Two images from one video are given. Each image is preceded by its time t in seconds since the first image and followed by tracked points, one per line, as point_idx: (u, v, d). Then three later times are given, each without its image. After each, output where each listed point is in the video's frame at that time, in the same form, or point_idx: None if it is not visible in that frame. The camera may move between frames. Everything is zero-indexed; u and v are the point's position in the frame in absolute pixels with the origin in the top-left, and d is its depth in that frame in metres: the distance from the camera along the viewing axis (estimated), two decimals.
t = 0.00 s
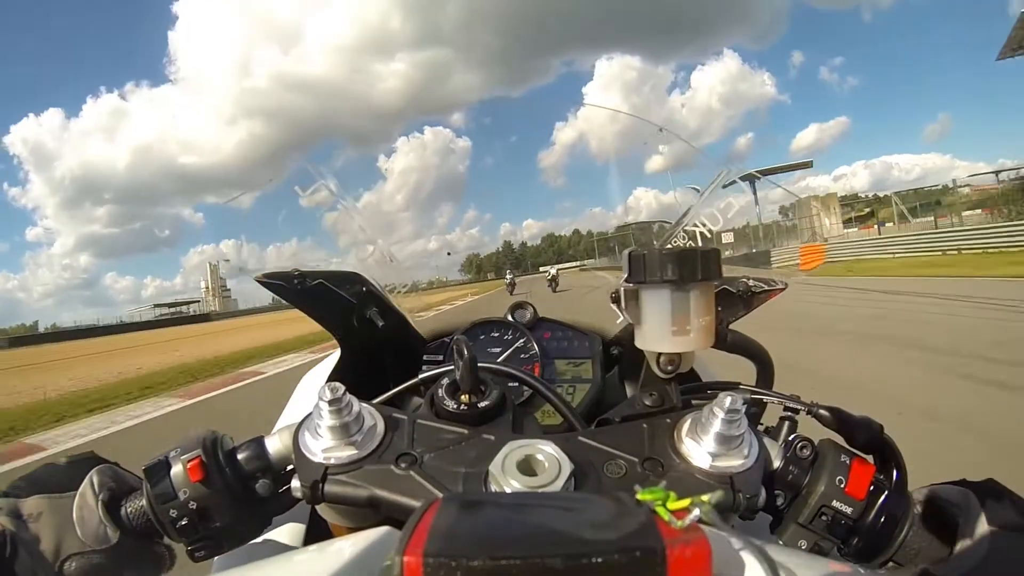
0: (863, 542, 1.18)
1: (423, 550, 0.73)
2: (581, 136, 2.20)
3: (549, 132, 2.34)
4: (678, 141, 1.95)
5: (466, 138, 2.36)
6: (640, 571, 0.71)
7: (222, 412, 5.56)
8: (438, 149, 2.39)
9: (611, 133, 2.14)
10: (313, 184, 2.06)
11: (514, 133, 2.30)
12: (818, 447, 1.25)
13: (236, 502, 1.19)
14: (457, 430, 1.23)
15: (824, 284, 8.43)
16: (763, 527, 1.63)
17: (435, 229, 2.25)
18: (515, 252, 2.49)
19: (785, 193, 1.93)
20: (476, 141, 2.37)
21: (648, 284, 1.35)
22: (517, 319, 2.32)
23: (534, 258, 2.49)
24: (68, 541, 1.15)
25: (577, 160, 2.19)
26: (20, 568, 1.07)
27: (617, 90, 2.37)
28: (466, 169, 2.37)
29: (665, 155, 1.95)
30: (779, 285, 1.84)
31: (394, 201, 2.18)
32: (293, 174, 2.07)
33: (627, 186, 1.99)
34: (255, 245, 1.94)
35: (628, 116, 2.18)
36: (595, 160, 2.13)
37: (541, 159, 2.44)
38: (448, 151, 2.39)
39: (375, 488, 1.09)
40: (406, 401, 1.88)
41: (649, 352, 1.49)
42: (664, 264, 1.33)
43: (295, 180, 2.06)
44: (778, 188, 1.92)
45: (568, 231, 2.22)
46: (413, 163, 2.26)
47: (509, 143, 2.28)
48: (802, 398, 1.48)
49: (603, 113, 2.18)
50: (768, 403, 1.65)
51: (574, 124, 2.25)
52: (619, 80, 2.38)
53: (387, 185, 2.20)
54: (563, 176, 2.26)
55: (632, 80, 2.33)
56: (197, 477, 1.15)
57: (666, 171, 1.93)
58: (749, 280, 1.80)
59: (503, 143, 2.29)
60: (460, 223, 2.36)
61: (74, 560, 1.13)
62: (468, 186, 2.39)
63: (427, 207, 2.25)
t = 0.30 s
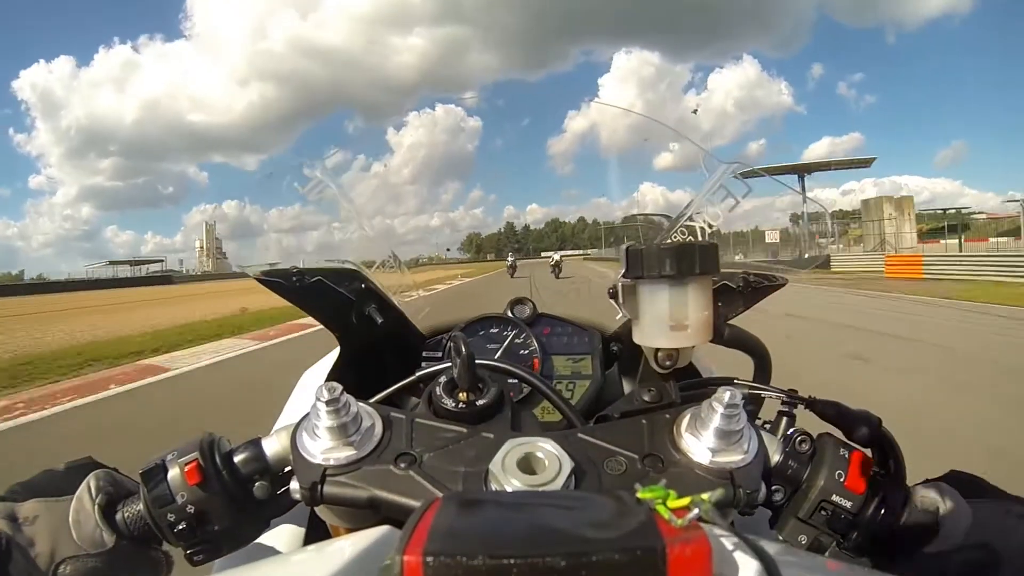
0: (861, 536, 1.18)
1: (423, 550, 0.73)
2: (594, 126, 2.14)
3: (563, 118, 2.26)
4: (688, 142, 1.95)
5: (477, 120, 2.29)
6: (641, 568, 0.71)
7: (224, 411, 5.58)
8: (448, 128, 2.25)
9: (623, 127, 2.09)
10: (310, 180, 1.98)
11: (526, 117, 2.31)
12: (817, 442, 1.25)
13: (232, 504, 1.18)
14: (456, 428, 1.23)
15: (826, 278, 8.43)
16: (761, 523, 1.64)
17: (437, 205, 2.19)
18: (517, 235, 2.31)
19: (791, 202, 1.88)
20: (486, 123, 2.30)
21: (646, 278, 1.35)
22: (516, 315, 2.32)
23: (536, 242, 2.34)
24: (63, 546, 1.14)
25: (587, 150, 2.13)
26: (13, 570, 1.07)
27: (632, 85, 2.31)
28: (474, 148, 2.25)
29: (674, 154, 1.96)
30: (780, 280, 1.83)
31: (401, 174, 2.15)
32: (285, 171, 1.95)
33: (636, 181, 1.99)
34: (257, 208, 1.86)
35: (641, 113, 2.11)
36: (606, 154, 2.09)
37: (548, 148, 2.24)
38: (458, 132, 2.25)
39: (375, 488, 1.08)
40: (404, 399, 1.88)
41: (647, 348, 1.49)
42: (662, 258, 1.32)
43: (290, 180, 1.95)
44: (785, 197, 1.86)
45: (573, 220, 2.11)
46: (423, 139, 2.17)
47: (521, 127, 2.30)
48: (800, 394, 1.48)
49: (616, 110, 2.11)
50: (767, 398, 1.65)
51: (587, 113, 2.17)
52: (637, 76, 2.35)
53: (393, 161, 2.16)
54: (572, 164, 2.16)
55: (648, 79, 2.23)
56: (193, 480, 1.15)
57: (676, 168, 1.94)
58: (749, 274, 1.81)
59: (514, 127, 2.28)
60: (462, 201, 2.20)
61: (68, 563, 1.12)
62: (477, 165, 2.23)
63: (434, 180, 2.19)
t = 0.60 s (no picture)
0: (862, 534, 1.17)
1: (423, 547, 0.73)
2: (598, 132, 2.17)
3: (567, 122, 2.28)
4: (694, 150, 1.99)
5: (483, 121, 2.26)
6: (641, 565, 0.70)
7: (223, 411, 5.58)
8: (454, 127, 2.22)
9: (628, 131, 2.11)
10: (311, 182, 2.03)
11: (530, 120, 2.30)
12: (816, 442, 1.25)
13: (230, 502, 1.18)
14: (455, 428, 1.23)
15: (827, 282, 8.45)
16: (762, 523, 1.64)
17: (439, 204, 2.16)
18: (518, 236, 2.29)
19: (793, 214, 1.89)
20: (492, 123, 2.27)
21: (646, 281, 1.35)
22: (516, 318, 2.31)
23: (537, 244, 2.31)
24: (61, 547, 1.14)
25: (590, 155, 2.17)
26: (11, 571, 1.07)
27: (638, 91, 2.36)
28: (479, 148, 2.22)
29: (678, 161, 1.99)
30: (779, 284, 1.85)
31: (404, 172, 2.15)
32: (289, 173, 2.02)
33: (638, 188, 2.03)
34: (259, 201, 1.95)
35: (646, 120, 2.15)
36: (608, 158, 2.13)
37: (551, 150, 2.24)
38: (463, 133, 2.22)
39: (374, 486, 1.08)
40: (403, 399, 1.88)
41: (647, 347, 1.49)
42: (661, 260, 1.33)
43: (291, 182, 2.01)
44: (786, 207, 1.89)
45: (576, 224, 2.11)
46: (427, 137, 2.17)
47: (526, 129, 2.28)
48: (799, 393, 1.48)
49: (620, 116, 2.15)
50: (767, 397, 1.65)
51: (592, 118, 2.22)
52: (643, 80, 2.39)
53: (396, 157, 2.17)
54: (576, 168, 2.18)
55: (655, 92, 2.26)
56: (192, 478, 1.15)
57: (681, 176, 1.97)
58: (749, 275, 1.83)
59: (519, 128, 2.27)
60: (464, 201, 2.18)
61: (67, 563, 1.12)
62: (481, 166, 2.21)
63: (436, 180, 2.17)
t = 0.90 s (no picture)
0: (858, 531, 1.19)
1: (422, 546, 0.73)
2: (601, 135, 2.17)
3: (571, 124, 2.24)
4: (695, 155, 1.96)
5: (485, 120, 2.25)
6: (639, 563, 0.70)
7: (224, 409, 5.60)
8: (457, 126, 2.20)
9: (630, 136, 2.11)
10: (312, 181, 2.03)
11: (532, 121, 2.26)
12: (816, 439, 1.24)
13: (230, 502, 1.18)
14: (455, 426, 1.23)
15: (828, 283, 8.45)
16: (762, 521, 1.64)
17: (440, 202, 2.17)
18: (518, 235, 2.25)
19: (794, 222, 1.89)
20: (494, 123, 2.25)
21: (646, 279, 1.35)
22: (517, 315, 2.33)
23: (537, 245, 2.29)
24: (62, 557, 1.17)
25: (593, 158, 2.16)
26: None
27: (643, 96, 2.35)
28: (481, 148, 2.20)
29: (679, 167, 1.99)
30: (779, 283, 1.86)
31: (405, 170, 2.16)
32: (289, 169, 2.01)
33: (638, 191, 2.04)
34: (258, 194, 1.95)
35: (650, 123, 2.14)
36: (608, 160, 2.14)
37: (553, 153, 2.20)
38: (466, 133, 2.21)
39: (375, 485, 1.08)
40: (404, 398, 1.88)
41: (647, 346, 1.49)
42: (661, 259, 1.33)
43: (291, 178, 2.01)
44: (786, 216, 1.88)
45: (577, 225, 2.10)
46: (429, 136, 2.15)
47: (528, 131, 2.23)
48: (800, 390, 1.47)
49: (624, 118, 2.13)
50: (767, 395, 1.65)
51: (595, 121, 2.20)
52: (646, 85, 2.37)
53: (397, 156, 2.17)
54: (577, 171, 2.16)
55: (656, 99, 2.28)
56: (192, 478, 1.16)
57: (681, 182, 1.98)
58: (749, 274, 1.84)
59: (522, 129, 2.23)
60: (464, 200, 2.17)
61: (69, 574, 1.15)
62: (483, 166, 2.19)
63: (437, 178, 2.18)
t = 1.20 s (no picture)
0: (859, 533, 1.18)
1: (422, 547, 0.73)
2: (601, 137, 2.15)
3: (570, 121, 2.19)
4: (697, 158, 2.00)
5: (486, 121, 2.23)
6: (640, 564, 0.71)
7: (223, 411, 5.59)
8: (457, 128, 2.20)
9: (630, 138, 2.11)
10: (314, 182, 2.02)
11: (534, 122, 2.21)
12: (814, 440, 1.25)
13: (230, 504, 1.18)
14: (455, 429, 1.23)
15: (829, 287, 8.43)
16: (762, 524, 1.64)
17: (440, 204, 2.19)
18: (518, 235, 2.21)
19: (794, 224, 1.90)
20: (496, 124, 2.23)
21: (645, 281, 1.35)
22: (516, 318, 2.33)
23: (537, 247, 2.27)
24: (64, 556, 1.17)
25: (592, 159, 2.16)
26: None
27: (643, 97, 2.34)
28: (481, 150, 2.21)
29: (679, 169, 2.00)
30: (779, 284, 1.86)
31: (405, 171, 2.17)
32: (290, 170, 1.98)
33: (641, 194, 2.03)
34: (260, 196, 1.93)
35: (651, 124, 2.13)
36: (608, 162, 2.14)
37: (553, 154, 2.19)
38: (466, 134, 2.20)
39: (375, 487, 1.08)
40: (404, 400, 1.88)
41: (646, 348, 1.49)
42: (661, 261, 1.33)
43: (292, 179, 1.99)
44: (786, 218, 1.90)
45: (581, 227, 2.09)
46: (430, 138, 2.16)
47: (529, 131, 2.20)
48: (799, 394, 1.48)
49: (625, 120, 2.12)
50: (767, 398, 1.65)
51: (596, 119, 2.16)
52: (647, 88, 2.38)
53: (398, 156, 2.18)
54: (578, 172, 2.16)
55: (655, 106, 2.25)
56: (192, 480, 1.16)
57: (681, 184, 2.00)
58: (749, 276, 1.85)
59: (523, 130, 2.21)
60: (466, 202, 2.18)
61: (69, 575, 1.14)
62: (482, 167, 2.20)
63: (436, 179, 2.20)
